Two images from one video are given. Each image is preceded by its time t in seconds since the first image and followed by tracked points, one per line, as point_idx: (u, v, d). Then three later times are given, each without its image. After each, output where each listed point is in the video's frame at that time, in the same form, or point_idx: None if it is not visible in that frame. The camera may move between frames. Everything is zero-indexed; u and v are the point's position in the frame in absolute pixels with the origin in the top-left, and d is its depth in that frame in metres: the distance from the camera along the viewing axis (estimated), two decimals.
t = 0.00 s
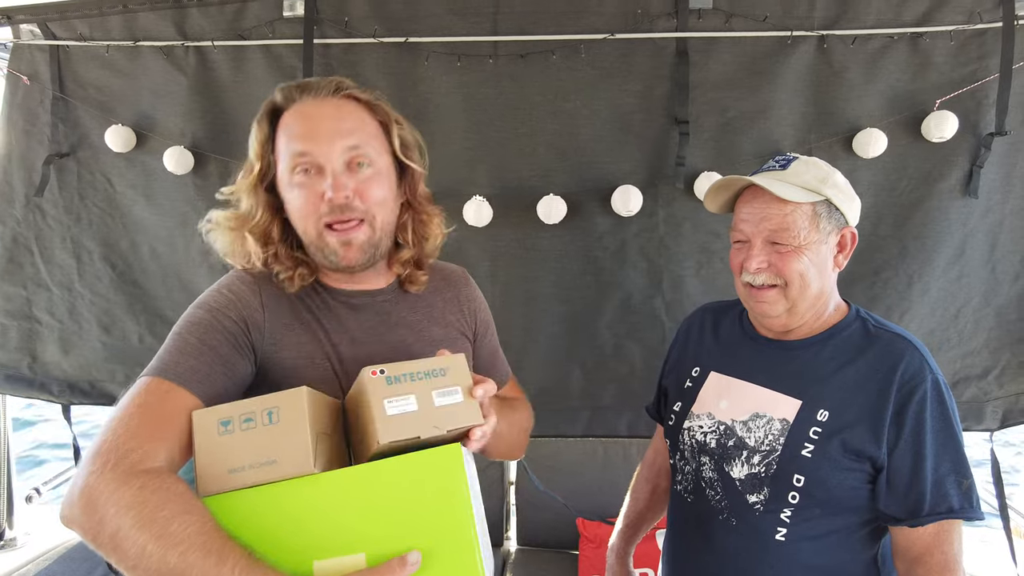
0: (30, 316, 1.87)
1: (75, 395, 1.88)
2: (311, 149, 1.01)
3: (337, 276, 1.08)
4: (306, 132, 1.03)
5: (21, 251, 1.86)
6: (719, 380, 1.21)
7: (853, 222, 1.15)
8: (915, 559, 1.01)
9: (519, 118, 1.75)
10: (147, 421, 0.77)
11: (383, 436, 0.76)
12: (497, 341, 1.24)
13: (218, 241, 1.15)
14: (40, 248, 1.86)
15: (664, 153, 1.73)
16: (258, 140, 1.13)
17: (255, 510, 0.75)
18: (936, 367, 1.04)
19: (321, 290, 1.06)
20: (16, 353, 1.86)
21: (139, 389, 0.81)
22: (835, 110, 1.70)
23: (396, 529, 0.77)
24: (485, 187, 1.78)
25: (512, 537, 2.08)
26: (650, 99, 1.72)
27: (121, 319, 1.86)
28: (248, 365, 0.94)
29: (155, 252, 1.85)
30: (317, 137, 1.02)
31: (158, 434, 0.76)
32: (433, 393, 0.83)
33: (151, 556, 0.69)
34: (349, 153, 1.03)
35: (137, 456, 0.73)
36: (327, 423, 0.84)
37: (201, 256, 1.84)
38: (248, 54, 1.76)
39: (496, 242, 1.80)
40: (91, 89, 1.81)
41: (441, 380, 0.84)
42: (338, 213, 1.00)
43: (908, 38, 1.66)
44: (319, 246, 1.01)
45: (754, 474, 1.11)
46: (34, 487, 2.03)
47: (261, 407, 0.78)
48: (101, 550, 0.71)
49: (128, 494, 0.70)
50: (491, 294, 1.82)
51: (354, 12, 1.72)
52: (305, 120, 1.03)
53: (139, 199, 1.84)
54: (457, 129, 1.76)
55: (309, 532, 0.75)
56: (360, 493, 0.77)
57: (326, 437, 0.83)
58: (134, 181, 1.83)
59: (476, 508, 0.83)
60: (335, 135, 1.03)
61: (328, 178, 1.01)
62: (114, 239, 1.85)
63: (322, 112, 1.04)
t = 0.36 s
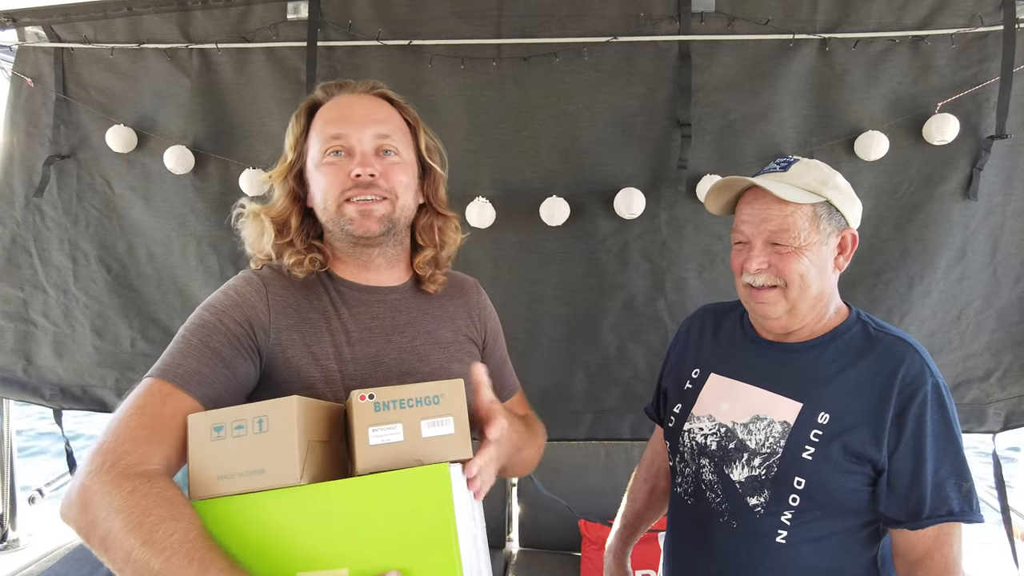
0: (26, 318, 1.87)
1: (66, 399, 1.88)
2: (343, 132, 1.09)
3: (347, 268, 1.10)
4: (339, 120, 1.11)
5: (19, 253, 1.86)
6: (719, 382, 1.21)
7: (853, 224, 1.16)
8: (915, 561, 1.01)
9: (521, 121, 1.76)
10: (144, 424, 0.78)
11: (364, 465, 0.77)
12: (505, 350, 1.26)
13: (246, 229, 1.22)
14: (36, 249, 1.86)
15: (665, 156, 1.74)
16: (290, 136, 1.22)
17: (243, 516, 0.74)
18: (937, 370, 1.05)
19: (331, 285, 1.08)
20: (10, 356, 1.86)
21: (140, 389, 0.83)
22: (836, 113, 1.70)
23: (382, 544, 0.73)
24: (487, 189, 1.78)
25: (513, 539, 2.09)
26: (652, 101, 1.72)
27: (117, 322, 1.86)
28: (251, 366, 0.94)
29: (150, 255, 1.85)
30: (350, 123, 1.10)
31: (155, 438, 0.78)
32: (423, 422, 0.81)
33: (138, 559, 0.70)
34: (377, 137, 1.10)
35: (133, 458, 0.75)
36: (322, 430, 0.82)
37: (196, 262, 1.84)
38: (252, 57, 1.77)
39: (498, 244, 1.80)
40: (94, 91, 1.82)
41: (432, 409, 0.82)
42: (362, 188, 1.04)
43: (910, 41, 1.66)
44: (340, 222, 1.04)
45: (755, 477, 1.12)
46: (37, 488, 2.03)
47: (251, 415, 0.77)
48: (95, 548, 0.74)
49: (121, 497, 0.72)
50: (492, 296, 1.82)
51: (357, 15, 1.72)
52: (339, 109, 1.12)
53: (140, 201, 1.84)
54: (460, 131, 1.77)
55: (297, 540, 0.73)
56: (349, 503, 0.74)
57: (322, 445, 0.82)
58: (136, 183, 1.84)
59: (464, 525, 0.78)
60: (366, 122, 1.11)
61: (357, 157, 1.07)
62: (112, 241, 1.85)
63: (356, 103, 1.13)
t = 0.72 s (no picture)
0: (35, 317, 1.86)
1: (75, 397, 1.88)
2: (338, 129, 1.10)
3: (345, 265, 1.10)
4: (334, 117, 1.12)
5: (25, 252, 1.85)
6: (718, 383, 1.21)
7: (850, 223, 1.16)
8: (915, 561, 1.01)
9: (524, 121, 1.75)
10: (134, 423, 0.81)
11: (345, 463, 0.77)
12: (512, 356, 1.23)
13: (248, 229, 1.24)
14: (43, 248, 1.86)
15: (668, 156, 1.73)
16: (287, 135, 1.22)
17: (225, 515, 0.73)
18: (935, 370, 1.04)
19: (329, 285, 1.08)
20: (23, 353, 1.85)
21: (134, 389, 0.85)
22: (839, 114, 1.70)
23: (349, 545, 0.70)
24: (491, 190, 1.78)
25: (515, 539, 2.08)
26: (655, 102, 1.72)
27: (119, 321, 1.86)
28: (243, 366, 0.95)
29: (155, 254, 1.85)
30: (343, 119, 1.11)
31: (143, 437, 0.80)
32: (406, 421, 0.81)
33: (120, 554, 0.72)
34: (371, 133, 1.11)
35: (121, 456, 0.77)
36: (304, 429, 0.81)
37: (202, 260, 1.84)
38: (256, 56, 1.77)
39: (500, 244, 1.80)
40: (97, 90, 1.82)
41: (416, 407, 0.82)
42: (356, 183, 1.04)
43: (914, 41, 1.66)
44: (334, 218, 1.04)
45: (755, 477, 1.11)
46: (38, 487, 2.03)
47: (231, 414, 0.77)
48: (83, 541, 0.76)
49: (107, 492, 0.75)
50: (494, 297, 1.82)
51: (361, 14, 1.72)
52: (334, 105, 1.13)
53: (144, 201, 1.84)
54: (463, 131, 1.77)
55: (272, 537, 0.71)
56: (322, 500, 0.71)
57: (305, 444, 0.81)
58: (140, 182, 1.84)
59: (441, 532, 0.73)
60: (360, 118, 1.11)
61: (351, 154, 1.08)
62: (114, 240, 1.85)
63: (350, 99, 1.14)
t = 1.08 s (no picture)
0: (52, 311, 1.86)
1: (100, 386, 1.87)
2: (339, 125, 1.09)
3: (349, 261, 1.10)
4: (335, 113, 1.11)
5: (38, 248, 1.86)
6: (723, 382, 1.20)
7: (854, 220, 1.15)
8: (922, 560, 1.00)
9: (528, 118, 1.75)
10: (138, 415, 0.82)
11: (343, 458, 0.76)
12: (523, 343, 1.21)
13: (253, 225, 1.25)
14: (58, 244, 1.86)
15: (673, 154, 1.72)
16: (288, 131, 1.22)
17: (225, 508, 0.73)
18: (942, 367, 1.03)
19: (333, 281, 1.08)
20: (38, 348, 1.86)
21: (140, 382, 0.87)
22: (844, 112, 1.69)
23: (346, 539, 0.69)
24: (496, 188, 1.78)
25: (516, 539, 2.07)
26: (659, 99, 1.71)
27: (123, 316, 1.87)
28: (247, 360, 0.97)
29: (170, 248, 1.85)
30: (344, 115, 1.10)
31: (147, 429, 0.82)
32: (404, 417, 0.80)
33: (120, 543, 0.72)
34: (374, 129, 1.10)
35: (125, 447, 0.79)
36: (304, 423, 0.81)
37: (217, 252, 1.84)
38: (259, 53, 1.76)
39: (504, 242, 1.80)
40: (102, 87, 1.82)
41: (416, 402, 0.82)
42: (359, 181, 1.04)
43: (921, 38, 1.65)
44: (339, 216, 1.04)
45: (761, 477, 1.10)
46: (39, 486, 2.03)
47: (230, 407, 0.77)
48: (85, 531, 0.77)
49: (109, 482, 0.76)
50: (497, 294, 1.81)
51: (364, 11, 1.72)
52: (335, 101, 1.12)
53: (157, 196, 1.84)
54: (467, 128, 1.76)
55: (269, 532, 0.71)
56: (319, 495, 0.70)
57: (303, 438, 0.80)
58: (149, 179, 1.84)
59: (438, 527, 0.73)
60: (361, 113, 1.10)
61: (353, 150, 1.07)
62: (120, 237, 1.85)
63: (350, 95, 1.13)
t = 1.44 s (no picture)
0: (67, 307, 1.85)
1: (121, 376, 1.86)
2: (357, 123, 1.07)
3: (356, 262, 1.09)
4: (353, 110, 1.10)
5: (49, 247, 1.84)
6: (730, 381, 1.19)
7: (865, 220, 1.15)
8: (932, 561, 1.00)
9: (528, 116, 1.74)
10: (144, 413, 0.82)
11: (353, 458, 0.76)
12: (529, 343, 1.19)
13: (262, 217, 1.24)
14: (67, 242, 1.85)
15: (673, 152, 1.72)
16: (301, 120, 1.20)
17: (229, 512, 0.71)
18: (951, 367, 1.03)
19: (338, 281, 1.07)
20: (56, 342, 1.85)
21: (147, 379, 0.87)
22: (844, 110, 1.69)
23: (357, 542, 0.68)
24: (496, 186, 1.77)
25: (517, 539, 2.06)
26: (660, 97, 1.70)
27: (123, 316, 1.85)
28: (253, 358, 0.96)
29: (184, 240, 1.83)
30: (362, 113, 1.08)
31: (154, 427, 0.81)
32: (416, 418, 0.79)
33: (128, 541, 0.72)
34: (392, 130, 1.08)
35: (132, 446, 0.78)
36: (313, 422, 0.79)
37: (228, 244, 1.82)
38: (258, 51, 1.75)
39: (505, 241, 1.79)
40: (102, 85, 1.80)
41: (427, 403, 0.80)
42: (374, 184, 1.03)
43: (923, 36, 1.64)
44: (351, 217, 1.03)
45: (768, 477, 1.10)
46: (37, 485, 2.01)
47: (239, 406, 0.75)
48: (92, 530, 0.77)
49: (116, 480, 0.75)
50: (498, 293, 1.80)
51: (364, 8, 1.71)
52: (354, 97, 1.10)
53: (169, 191, 1.82)
54: (467, 127, 1.75)
55: (279, 532, 0.70)
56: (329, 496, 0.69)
57: (311, 438, 0.78)
58: (163, 174, 1.82)
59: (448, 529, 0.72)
60: (379, 112, 1.08)
61: (369, 151, 1.06)
62: (120, 237, 1.84)
63: (369, 93, 1.11)
